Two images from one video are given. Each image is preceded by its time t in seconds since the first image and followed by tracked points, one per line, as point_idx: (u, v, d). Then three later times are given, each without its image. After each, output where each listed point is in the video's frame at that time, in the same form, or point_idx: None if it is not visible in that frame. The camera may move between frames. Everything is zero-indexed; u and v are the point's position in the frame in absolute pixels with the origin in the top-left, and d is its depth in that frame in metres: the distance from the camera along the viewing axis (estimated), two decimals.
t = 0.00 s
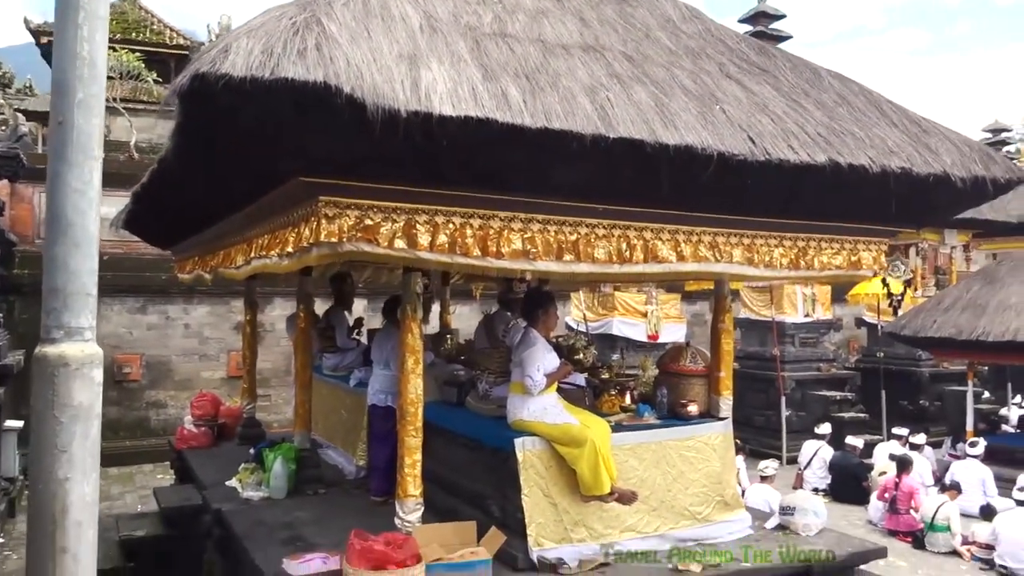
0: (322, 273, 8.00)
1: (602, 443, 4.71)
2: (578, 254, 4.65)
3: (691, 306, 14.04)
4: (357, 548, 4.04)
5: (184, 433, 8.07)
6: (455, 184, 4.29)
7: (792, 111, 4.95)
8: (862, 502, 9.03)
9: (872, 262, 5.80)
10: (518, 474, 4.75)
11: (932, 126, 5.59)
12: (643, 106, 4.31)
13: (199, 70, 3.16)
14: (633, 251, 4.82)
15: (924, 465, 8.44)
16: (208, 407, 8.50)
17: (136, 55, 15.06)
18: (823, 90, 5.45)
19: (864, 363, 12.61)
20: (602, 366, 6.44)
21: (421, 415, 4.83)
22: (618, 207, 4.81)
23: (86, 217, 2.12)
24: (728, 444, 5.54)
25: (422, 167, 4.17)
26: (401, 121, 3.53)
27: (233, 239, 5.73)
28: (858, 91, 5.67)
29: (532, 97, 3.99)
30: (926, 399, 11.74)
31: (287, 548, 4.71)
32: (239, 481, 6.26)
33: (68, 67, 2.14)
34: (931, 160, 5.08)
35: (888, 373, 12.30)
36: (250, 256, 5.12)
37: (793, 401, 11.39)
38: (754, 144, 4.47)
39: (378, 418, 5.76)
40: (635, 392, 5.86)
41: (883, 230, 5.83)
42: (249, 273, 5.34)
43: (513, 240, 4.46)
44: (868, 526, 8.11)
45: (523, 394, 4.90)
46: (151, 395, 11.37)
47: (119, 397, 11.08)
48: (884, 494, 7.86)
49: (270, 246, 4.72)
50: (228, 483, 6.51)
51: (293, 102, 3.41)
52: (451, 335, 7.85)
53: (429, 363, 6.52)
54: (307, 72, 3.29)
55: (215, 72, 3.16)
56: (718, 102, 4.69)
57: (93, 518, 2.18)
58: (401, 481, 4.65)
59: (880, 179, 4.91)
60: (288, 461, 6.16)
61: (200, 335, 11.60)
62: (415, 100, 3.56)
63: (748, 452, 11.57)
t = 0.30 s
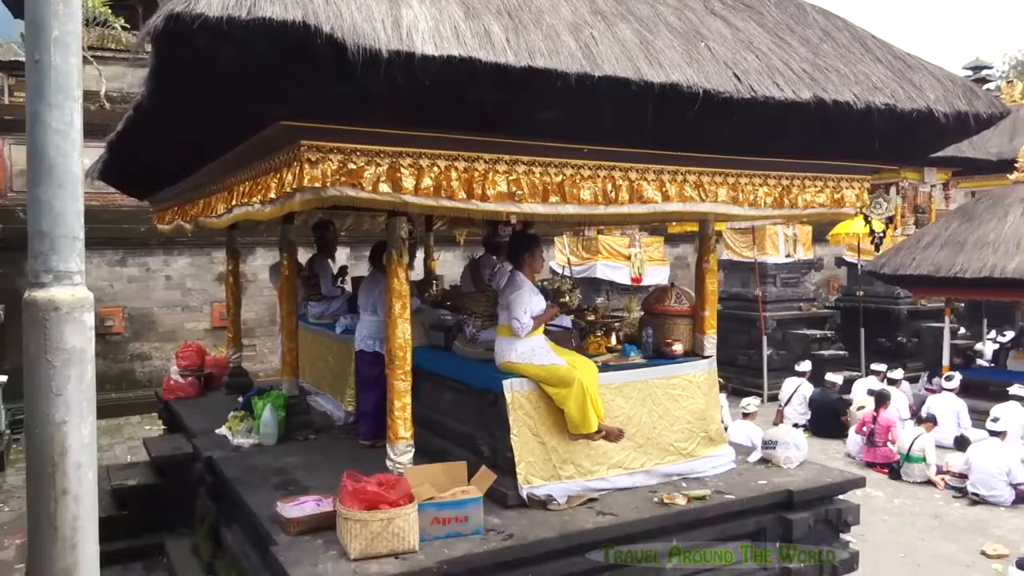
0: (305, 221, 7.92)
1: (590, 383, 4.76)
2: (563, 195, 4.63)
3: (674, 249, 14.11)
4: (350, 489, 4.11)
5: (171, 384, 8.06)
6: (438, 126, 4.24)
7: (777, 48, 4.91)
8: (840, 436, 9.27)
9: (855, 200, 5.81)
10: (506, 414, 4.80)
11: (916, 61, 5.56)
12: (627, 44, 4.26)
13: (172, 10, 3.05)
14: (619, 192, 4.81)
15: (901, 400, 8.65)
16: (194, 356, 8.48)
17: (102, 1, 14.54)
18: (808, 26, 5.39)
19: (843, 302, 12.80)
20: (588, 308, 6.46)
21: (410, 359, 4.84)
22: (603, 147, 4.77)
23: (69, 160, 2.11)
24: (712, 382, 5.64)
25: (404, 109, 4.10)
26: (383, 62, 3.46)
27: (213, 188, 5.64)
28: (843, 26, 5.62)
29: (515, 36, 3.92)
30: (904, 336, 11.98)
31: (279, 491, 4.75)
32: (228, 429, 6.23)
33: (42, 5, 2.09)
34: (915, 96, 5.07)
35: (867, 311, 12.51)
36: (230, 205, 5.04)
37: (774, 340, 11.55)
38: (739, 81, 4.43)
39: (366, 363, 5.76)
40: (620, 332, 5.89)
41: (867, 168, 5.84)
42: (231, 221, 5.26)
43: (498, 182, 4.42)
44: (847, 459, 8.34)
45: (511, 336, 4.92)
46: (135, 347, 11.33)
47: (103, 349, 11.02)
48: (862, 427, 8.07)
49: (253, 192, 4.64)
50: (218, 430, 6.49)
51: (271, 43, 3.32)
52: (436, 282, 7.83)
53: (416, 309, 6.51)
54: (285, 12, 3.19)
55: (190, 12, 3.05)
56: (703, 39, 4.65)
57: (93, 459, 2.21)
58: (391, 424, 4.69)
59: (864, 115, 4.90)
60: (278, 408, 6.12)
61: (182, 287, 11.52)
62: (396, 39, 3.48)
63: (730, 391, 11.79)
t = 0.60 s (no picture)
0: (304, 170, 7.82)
1: (590, 335, 4.78)
2: (567, 146, 4.64)
3: (673, 202, 14.05)
4: (353, 438, 4.15)
5: (172, 332, 8.07)
6: (441, 74, 4.21)
7: None
8: (835, 390, 9.37)
9: (859, 153, 5.77)
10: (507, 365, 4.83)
11: (926, 11, 5.47)
12: None
13: None
14: (622, 143, 4.81)
15: (897, 354, 8.73)
16: (194, 304, 8.43)
17: None
18: None
19: (841, 257, 12.82)
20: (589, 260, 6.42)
21: (412, 310, 4.83)
22: (608, 97, 4.76)
23: (77, 100, 2.07)
24: (712, 335, 5.67)
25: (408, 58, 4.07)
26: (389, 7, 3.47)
27: (213, 135, 5.58)
28: None
29: None
30: (901, 291, 12.03)
31: (282, 438, 4.80)
32: (230, 377, 6.21)
33: None
34: (924, 47, 5.00)
35: (865, 266, 12.53)
36: (230, 152, 5.00)
37: (773, 295, 11.54)
38: (747, 31, 4.48)
39: (368, 314, 5.74)
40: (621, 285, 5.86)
41: (872, 121, 5.79)
42: (232, 169, 5.19)
43: (501, 132, 4.43)
44: (841, 412, 8.45)
45: (512, 288, 4.91)
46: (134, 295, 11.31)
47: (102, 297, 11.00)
48: (857, 381, 8.15)
49: (254, 140, 4.59)
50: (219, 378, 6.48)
51: None
52: (436, 233, 7.80)
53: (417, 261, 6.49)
54: None
55: None
56: None
57: (107, 406, 2.20)
58: (393, 374, 4.71)
59: (872, 67, 4.86)
60: (279, 357, 6.09)
61: (180, 235, 11.45)
62: None
63: (728, 344, 11.85)
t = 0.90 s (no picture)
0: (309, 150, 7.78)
1: (594, 318, 4.73)
2: (574, 128, 4.64)
3: (677, 185, 14.01)
4: (356, 416, 4.18)
5: (175, 307, 8.04)
6: (447, 53, 4.23)
7: None
8: (835, 375, 9.39)
9: (867, 139, 5.73)
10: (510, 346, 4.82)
11: None
12: None
13: None
14: (630, 126, 4.80)
15: (898, 340, 8.75)
16: (199, 280, 8.34)
17: None
18: None
19: (845, 242, 12.80)
20: (594, 242, 6.35)
21: (416, 290, 4.82)
22: (616, 79, 4.76)
23: (96, 80, 2.12)
24: (715, 318, 5.60)
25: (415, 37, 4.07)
26: None
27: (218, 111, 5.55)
28: None
29: None
30: (904, 277, 12.03)
31: (285, 415, 4.82)
32: (233, 353, 6.13)
33: None
34: (936, 33, 4.94)
35: (869, 252, 12.52)
36: (235, 129, 4.98)
37: (775, 279, 11.55)
38: (758, 14, 4.46)
39: (371, 293, 5.71)
40: (624, 268, 5.75)
41: (882, 106, 5.74)
42: (237, 145, 5.18)
43: (509, 113, 4.44)
44: (841, 398, 8.47)
45: (517, 269, 4.89)
46: (137, 269, 11.31)
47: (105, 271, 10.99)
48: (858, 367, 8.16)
49: (261, 117, 4.57)
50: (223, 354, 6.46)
51: None
52: (440, 213, 7.77)
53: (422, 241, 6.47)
54: None
55: None
56: None
57: (122, 382, 2.25)
58: (397, 353, 4.70)
59: (882, 52, 4.82)
60: (282, 334, 5.99)
61: (184, 211, 11.44)
62: None
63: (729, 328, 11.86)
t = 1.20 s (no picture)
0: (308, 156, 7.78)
1: (596, 318, 4.72)
2: (572, 128, 4.70)
3: (674, 182, 14.03)
4: (361, 422, 4.17)
5: (175, 317, 8.02)
6: (446, 56, 4.33)
7: None
8: (838, 369, 9.39)
9: (864, 131, 5.74)
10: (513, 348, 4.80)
11: None
12: None
13: None
14: (627, 124, 4.85)
15: (900, 333, 8.75)
16: (199, 291, 8.34)
17: None
18: None
19: (843, 236, 12.82)
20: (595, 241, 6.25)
21: (417, 293, 4.81)
22: (613, 78, 4.80)
23: (96, 89, 2.13)
24: (717, 315, 5.53)
25: (411, 38, 4.15)
26: None
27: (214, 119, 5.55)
28: None
29: None
30: (903, 269, 12.04)
31: (289, 422, 4.80)
32: (235, 362, 6.03)
33: None
34: (930, 23, 4.95)
35: (867, 244, 12.52)
36: (231, 137, 4.96)
37: (775, 274, 11.56)
38: (753, 9, 4.45)
39: (372, 298, 5.66)
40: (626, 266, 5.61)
41: (878, 98, 5.74)
42: (236, 152, 5.18)
43: (507, 114, 4.53)
44: (845, 391, 8.47)
45: (518, 271, 4.87)
46: (136, 280, 11.30)
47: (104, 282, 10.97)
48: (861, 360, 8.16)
49: (259, 124, 4.58)
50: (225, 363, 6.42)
51: None
52: (440, 217, 7.74)
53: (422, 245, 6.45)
54: None
55: None
56: None
57: (130, 393, 2.26)
58: (399, 358, 4.69)
59: (877, 44, 4.83)
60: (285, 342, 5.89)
61: (182, 220, 11.43)
62: None
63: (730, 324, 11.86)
